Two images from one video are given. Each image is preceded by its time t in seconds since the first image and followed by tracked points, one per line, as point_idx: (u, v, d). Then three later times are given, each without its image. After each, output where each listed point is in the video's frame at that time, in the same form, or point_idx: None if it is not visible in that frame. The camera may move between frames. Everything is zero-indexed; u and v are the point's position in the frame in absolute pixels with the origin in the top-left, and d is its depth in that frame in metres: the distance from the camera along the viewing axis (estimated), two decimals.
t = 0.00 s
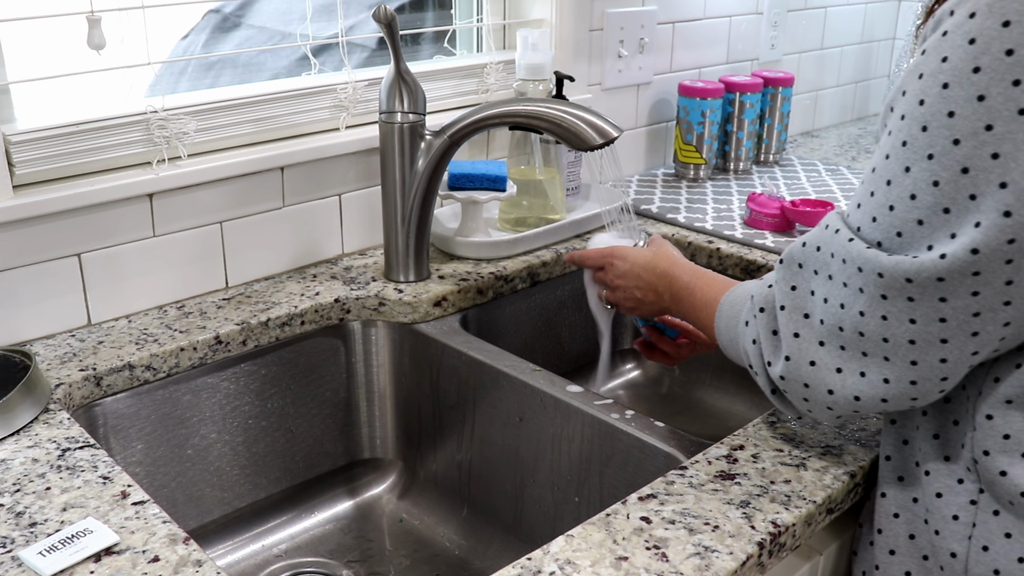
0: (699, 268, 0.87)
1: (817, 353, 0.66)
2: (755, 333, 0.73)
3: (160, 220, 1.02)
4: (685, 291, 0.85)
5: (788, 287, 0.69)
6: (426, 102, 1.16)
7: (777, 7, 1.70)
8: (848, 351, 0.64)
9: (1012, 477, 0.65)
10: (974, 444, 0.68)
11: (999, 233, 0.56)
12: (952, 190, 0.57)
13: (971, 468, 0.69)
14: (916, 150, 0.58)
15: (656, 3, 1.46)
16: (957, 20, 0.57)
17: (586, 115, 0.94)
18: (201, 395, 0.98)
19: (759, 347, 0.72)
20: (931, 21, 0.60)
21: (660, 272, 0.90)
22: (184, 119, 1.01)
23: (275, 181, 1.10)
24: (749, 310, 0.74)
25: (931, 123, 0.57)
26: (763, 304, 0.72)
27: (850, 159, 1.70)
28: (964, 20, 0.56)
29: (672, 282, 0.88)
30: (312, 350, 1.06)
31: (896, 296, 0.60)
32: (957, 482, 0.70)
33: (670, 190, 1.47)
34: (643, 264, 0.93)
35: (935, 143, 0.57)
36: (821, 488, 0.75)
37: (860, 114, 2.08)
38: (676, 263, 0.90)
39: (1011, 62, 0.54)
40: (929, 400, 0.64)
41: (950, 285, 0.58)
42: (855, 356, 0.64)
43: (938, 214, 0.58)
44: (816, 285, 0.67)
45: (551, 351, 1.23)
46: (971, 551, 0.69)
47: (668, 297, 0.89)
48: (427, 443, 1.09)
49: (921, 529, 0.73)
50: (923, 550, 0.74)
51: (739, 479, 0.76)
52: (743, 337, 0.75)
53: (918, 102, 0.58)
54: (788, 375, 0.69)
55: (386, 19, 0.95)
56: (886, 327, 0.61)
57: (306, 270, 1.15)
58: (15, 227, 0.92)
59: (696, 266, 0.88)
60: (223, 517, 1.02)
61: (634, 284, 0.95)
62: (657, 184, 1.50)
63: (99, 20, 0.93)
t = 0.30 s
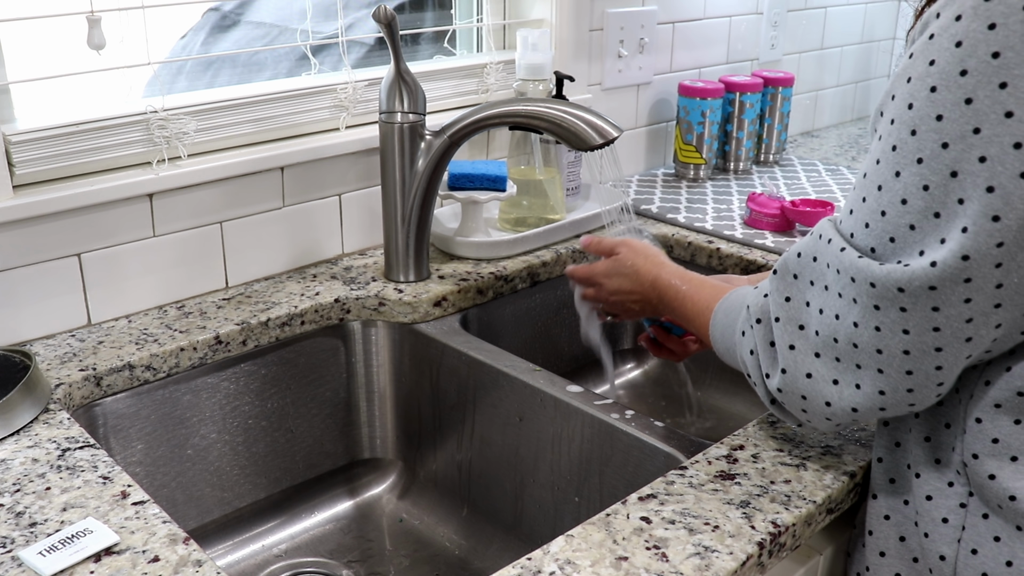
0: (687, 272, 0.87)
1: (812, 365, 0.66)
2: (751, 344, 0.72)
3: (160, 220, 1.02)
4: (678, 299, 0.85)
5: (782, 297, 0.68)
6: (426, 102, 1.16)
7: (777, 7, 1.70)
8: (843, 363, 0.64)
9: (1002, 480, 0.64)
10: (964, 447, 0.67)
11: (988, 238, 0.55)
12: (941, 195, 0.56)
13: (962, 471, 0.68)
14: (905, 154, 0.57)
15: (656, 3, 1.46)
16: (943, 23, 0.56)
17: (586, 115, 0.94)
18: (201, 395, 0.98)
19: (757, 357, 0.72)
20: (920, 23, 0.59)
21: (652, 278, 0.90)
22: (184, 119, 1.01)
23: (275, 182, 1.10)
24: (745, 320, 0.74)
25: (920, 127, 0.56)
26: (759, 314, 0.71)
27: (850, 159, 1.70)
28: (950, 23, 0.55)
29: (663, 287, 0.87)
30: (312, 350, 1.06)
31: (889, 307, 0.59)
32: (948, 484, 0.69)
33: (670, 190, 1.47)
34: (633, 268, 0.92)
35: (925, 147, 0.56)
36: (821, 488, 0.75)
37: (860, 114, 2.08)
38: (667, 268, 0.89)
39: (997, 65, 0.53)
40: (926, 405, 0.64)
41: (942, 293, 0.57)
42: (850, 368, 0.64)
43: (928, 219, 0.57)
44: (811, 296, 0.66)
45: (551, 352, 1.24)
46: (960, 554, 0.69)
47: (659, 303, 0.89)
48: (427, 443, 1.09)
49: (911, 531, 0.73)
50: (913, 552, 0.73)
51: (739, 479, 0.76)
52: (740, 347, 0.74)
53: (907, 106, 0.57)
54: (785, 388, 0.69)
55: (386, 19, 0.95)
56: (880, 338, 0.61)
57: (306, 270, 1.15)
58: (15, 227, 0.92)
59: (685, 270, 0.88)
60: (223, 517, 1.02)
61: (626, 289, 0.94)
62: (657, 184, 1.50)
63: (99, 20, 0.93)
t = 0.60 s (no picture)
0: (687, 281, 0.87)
1: (809, 358, 0.66)
2: (747, 337, 0.73)
3: (160, 220, 1.02)
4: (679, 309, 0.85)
5: (782, 290, 0.68)
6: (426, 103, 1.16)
7: (777, 7, 1.70)
8: (842, 357, 0.64)
9: (1010, 486, 0.65)
10: (971, 453, 0.67)
11: (993, 245, 0.55)
12: (946, 200, 0.56)
13: (969, 477, 0.68)
14: (910, 159, 0.57)
15: (656, 3, 1.46)
16: (952, 27, 0.55)
17: (586, 116, 0.94)
18: (201, 395, 0.98)
19: (751, 351, 0.73)
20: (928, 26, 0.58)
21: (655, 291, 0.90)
22: (184, 119, 1.01)
23: (275, 181, 1.10)
24: (742, 315, 0.74)
25: (926, 131, 0.56)
26: (754, 308, 0.72)
27: (850, 159, 1.70)
28: (959, 28, 0.54)
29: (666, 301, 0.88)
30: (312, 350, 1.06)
31: (889, 305, 0.59)
32: (954, 490, 0.69)
33: (670, 190, 1.47)
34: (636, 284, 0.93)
35: (930, 152, 0.56)
36: (821, 488, 0.75)
37: (860, 114, 2.08)
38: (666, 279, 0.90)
39: (1007, 72, 0.52)
40: (922, 406, 0.64)
41: (944, 295, 0.57)
42: (849, 362, 0.64)
43: (932, 224, 0.57)
44: (810, 290, 0.66)
45: (551, 351, 1.24)
46: (968, 560, 0.69)
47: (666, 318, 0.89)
48: (427, 443, 1.09)
49: (917, 537, 0.73)
50: (919, 557, 0.74)
51: (739, 479, 0.76)
52: (734, 341, 0.75)
53: (913, 110, 0.57)
54: (780, 379, 0.69)
55: (386, 19, 0.95)
56: (880, 335, 0.61)
57: (306, 270, 1.15)
58: (15, 227, 0.92)
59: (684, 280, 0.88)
60: (222, 517, 1.02)
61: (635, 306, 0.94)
62: (657, 184, 1.50)
63: (99, 20, 0.93)
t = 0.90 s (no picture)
0: (683, 278, 0.87)
1: (798, 358, 0.66)
2: (738, 335, 0.73)
3: (160, 220, 1.02)
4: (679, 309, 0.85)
5: (774, 289, 0.68)
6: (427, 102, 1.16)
7: (777, 7, 1.70)
8: (827, 359, 0.64)
9: (993, 488, 0.65)
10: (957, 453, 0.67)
11: (968, 255, 0.54)
12: (924, 209, 0.56)
13: (957, 477, 0.68)
14: (891, 166, 0.57)
15: (656, 3, 1.46)
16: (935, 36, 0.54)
17: (586, 115, 0.94)
18: (201, 395, 0.98)
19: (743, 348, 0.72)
20: (915, 31, 0.58)
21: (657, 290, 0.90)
22: (184, 119, 1.01)
23: (275, 181, 1.10)
24: (734, 312, 0.74)
25: (906, 140, 0.56)
26: (747, 305, 0.72)
27: (850, 159, 1.70)
28: (941, 37, 0.54)
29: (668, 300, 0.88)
30: (312, 350, 1.06)
31: (870, 310, 0.59)
32: (942, 491, 0.69)
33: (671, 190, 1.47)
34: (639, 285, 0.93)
35: (909, 161, 0.55)
36: (821, 488, 0.75)
37: (860, 114, 2.08)
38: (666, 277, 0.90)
39: (983, 84, 0.52)
40: (906, 409, 0.64)
41: (921, 302, 0.57)
42: (834, 363, 0.64)
43: (911, 232, 0.57)
44: (801, 290, 0.66)
45: (549, 352, 1.24)
46: (953, 560, 0.69)
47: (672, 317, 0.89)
48: (427, 443, 1.09)
49: (907, 536, 0.73)
50: (909, 556, 0.74)
51: (739, 479, 0.76)
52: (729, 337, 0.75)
53: (895, 118, 0.56)
54: (770, 377, 0.69)
55: (386, 19, 0.95)
56: (862, 338, 0.61)
57: (306, 271, 1.15)
58: (15, 227, 0.92)
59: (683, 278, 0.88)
60: (222, 518, 1.02)
61: (645, 306, 0.94)
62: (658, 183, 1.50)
63: (99, 20, 0.93)
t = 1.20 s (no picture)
0: (668, 286, 0.87)
1: (814, 389, 0.65)
2: (747, 362, 0.72)
3: (160, 221, 1.02)
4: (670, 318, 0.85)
5: (780, 317, 0.67)
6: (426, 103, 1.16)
7: (777, 7, 1.70)
8: (848, 389, 0.63)
9: (1001, 506, 0.64)
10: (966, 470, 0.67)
11: (1009, 266, 0.54)
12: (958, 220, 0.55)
13: (963, 493, 0.68)
14: (920, 175, 0.55)
15: (656, 3, 1.46)
16: (961, 36, 0.54)
17: (586, 116, 0.94)
18: (201, 395, 0.98)
19: (751, 377, 0.72)
20: (931, 33, 0.57)
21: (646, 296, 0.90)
22: (184, 119, 1.01)
23: (275, 181, 1.10)
24: (741, 338, 0.73)
25: (937, 146, 0.55)
26: (755, 333, 0.71)
27: (850, 159, 1.70)
28: (970, 37, 0.53)
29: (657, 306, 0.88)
30: (312, 350, 1.06)
31: (900, 337, 0.58)
32: (948, 506, 0.69)
33: (670, 190, 1.47)
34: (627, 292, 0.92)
35: (942, 169, 0.54)
36: (821, 488, 0.75)
37: (860, 114, 2.08)
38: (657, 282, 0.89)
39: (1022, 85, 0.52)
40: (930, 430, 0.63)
41: (959, 325, 0.56)
42: (854, 394, 0.63)
43: (943, 245, 0.55)
44: (814, 317, 0.64)
45: (550, 352, 1.24)
46: None
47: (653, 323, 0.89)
48: (427, 443, 1.09)
49: (904, 549, 0.73)
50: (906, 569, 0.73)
51: (739, 479, 0.76)
52: (734, 365, 0.74)
53: (923, 123, 0.55)
54: (783, 411, 0.68)
55: (386, 19, 0.95)
56: (889, 367, 0.60)
57: (306, 270, 1.15)
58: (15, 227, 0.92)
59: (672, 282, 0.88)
60: (222, 518, 1.02)
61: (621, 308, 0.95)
62: (657, 184, 1.50)
63: (99, 20, 0.93)
